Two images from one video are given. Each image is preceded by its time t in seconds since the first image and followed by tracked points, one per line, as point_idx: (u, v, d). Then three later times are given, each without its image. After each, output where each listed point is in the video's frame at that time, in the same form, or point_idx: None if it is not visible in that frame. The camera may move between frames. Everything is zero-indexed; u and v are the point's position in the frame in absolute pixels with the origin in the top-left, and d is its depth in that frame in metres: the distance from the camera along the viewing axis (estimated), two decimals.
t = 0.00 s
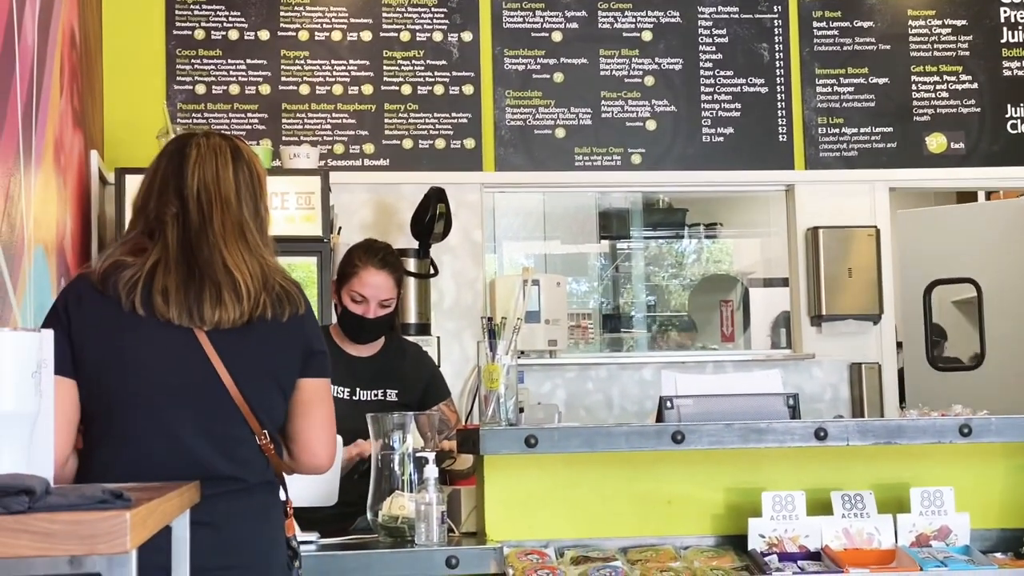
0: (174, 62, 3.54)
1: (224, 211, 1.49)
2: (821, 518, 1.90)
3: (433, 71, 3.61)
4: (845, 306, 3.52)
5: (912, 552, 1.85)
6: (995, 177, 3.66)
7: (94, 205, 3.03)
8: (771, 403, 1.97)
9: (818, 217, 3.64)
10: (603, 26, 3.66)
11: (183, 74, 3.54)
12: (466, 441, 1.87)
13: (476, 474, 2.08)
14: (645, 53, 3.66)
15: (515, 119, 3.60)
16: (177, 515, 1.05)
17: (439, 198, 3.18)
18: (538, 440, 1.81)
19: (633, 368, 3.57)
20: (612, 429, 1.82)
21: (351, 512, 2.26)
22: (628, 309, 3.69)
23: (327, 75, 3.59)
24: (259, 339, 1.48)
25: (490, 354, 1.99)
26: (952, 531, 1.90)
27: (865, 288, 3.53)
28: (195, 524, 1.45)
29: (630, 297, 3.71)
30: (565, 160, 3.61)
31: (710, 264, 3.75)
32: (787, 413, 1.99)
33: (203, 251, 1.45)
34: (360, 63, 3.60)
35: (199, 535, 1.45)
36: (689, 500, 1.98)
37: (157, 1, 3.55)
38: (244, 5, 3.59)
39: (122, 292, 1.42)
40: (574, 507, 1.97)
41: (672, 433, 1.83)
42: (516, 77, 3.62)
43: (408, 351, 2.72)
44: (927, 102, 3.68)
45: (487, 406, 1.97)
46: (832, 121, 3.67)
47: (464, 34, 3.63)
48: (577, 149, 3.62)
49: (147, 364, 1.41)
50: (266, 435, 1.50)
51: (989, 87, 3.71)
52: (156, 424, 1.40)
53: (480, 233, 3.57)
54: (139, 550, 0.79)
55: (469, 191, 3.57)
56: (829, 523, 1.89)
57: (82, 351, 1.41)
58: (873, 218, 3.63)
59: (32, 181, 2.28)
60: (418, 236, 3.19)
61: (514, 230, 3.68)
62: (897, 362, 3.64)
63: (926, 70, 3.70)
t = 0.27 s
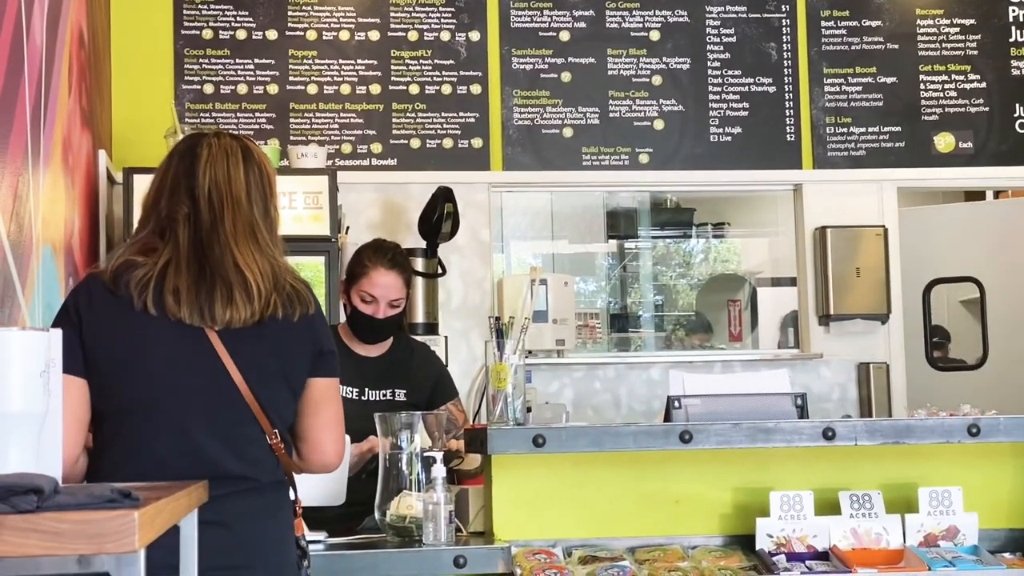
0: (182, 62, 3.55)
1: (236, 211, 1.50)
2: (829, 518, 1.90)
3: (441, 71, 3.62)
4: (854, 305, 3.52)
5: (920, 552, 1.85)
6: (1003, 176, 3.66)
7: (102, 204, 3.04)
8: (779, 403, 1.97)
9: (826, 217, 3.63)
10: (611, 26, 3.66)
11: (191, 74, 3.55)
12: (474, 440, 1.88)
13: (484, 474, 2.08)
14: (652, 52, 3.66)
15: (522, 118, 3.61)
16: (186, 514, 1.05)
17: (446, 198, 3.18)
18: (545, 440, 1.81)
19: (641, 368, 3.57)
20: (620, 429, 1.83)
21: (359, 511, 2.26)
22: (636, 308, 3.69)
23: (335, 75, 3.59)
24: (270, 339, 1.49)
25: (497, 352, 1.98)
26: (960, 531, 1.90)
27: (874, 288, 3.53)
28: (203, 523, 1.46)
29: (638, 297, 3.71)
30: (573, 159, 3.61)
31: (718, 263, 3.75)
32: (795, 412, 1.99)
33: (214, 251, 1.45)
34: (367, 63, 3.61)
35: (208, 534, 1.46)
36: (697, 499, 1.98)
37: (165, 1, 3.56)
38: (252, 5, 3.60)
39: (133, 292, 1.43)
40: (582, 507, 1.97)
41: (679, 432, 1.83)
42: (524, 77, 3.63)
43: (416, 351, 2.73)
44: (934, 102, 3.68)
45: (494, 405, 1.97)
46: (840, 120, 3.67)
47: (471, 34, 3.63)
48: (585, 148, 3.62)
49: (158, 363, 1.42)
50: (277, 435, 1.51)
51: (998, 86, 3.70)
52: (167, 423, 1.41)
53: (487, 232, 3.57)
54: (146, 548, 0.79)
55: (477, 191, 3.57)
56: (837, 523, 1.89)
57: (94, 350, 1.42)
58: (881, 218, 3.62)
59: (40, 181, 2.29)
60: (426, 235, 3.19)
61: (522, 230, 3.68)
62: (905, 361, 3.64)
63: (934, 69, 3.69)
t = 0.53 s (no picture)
0: (188, 64, 3.56)
1: (245, 214, 1.50)
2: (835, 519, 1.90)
3: (446, 72, 3.62)
4: (860, 306, 3.51)
5: (926, 553, 1.84)
6: (1009, 178, 3.65)
7: (108, 206, 3.05)
8: (785, 404, 1.97)
9: (832, 218, 3.63)
10: (616, 27, 3.67)
11: (197, 76, 3.56)
12: (480, 441, 1.88)
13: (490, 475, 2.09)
14: (658, 54, 3.67)
15: (528, 120, 3.61)
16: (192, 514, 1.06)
17: (452, 199, 3.20)
18: (551, 441, 1.81)
19: (647, 369, 3.57)
20: (626, 430, 1.83)
21: (365, 512, 2.27)
22: (642, 310, 3.69)
23: (341, 77, 3.60)
24: (277, 341, 1.50)
25: (503, 354, 1.99)
26: (966, 532, 1.90)
27: (880, 289, 3.52)
28: (209, 524, 1.46)
29: (643, 298, 3.71)
30: (579, 161, 3.61)
31: (724, 264, 3.76)
32: (801, 414, 1.98)
33: (223, 254, 1.46)
34: (373, 64, 3.62)
35: (214, 535, 1.46)
36: (703, 500, 1.98)
37: (171, 3, 3.58)
38: (258, 7, 3.61)
39: (142, 294, 1.44)
40: (588, 508, 1.97)
41: (685, 434, 1.83)
42: (529, 78, 3.63)
43: (423, 352, 2.73)
44: (940, 103, 3.68)
45: (500, 407, 1.98)
46: (846, 122, 3.66)
47: (477, 35, 3.64)
48: (590, 149, 3.62)
49: (166, 366, 1.42)
50: (284, 437, 1.51)
51: (1004, 87, 3.70)
52: (175, 426, 1.42)
53: (493, 234, 3.58)
54: (152, 550, 0.80)
55: (483, 192, 3.58)
56: (843, 524, 1.89)
57: (102, 353, 1.42)
58: (887, 219, 3.62)
59: (47, 184, 2.30)
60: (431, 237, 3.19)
61: (527, 231, 3.68)
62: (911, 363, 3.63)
63: (940, 70, 3.69)
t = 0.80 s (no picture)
0: (194, 67, 3.57)
1: (250, 217, 1.51)
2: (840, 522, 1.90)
3: (451, 75, 3.63)
4: (865, 309, 3.51)
5: (931, 556, 1.84)
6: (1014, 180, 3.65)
7: (113, 209, 3.06)
8: (790, 407, 1.97)
9: (837, 220, 3.62)
10: (621, 30, 3.67)
11: (202, 78, 3.57)
12: (485, 444, 1.89)
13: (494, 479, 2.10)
14: (663, 56, 3.67)
15: (533, 122, 3.62)
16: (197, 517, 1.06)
17: (456, 202, 3.21)
18: (556, 444, 1.81)
19: (652, 372, 3.56)
20: (630, 433, 1.83)
21: (370, 515, 2.27)
22: (646, 312, 3.70)
23: (346, 80, 3.61)
24: (281, 345, 1.50)
25: (509, 356, 1.99)
26: (972, 535, 1.90)
27: (886, 291, 3.51)
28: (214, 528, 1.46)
29: (649, 301, 3.71)
30: (584, 163, 3.62)
31: (729, 267, 3.76)
32: (806, 416, 1.98)
33: (227, 257, 1.47)
34: (378, 67, 3.62)
35: (219, 538, 1.46)
36: (707, 503, 1.98)
37: (177, 6, 3.59)
38: (264, 9, 3.62)
39: (146, 298, 1.44)
40: (592, 511, 1.97)
41: (690, 436, 1.83)
42: (534, 81, 3.64)
43: (429, 355, 2.73)
44: (945, 105, 3.68)
45: (505, 409, 1.98)
46: (851, 124, 3.66)
47: (482, 38, 3.65)
48: (595, 152, 3.62)
49: (170, 370, 1.43)
50: (288, 440, 1.52)
51: (1009, 90, 3.70)
52: (179, 430, 1.42)
53: (498, 236, 3.58)
54: (157, 552, 0.80)
55: (488, 195, 3.58)
56: (848, 527, 1.89)
57: (106, 358, 1.43)
58: (892, 222, 3.62)
59: (52, 187, 2.31)
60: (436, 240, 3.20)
61: (532, 234, 3.68)
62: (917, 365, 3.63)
63: (945, 72, 3.69)
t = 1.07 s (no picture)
0: (199, 71, 3.58)
1: (257, 221, 1.51)
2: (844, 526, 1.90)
3: (456, 79, 3.64)
4: (871, 312, 3.49)
5: (936, 560, 1.84)
6: (1019, 183, 3.65)
7: (118, 213, 3.07)
8: (794, 410, 1.97)
9: (841, 223, 3.62)
10: (625, 33, 3.67)
11: (207, 82, 3.58)
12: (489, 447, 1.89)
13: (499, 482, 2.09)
14: (667, 60, 3.67)
15: (537, 126, 3.62)
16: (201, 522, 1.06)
17: (460, 205, 3.20)
18: (560, 448, 1.81)
19: (656, 375, 3.56)
20: (635, 436, 1.83)
21: (374, 518, 2.27)
22: (651, 315, 3.71)
23: (350, 83, 3.62)
24: (284, 349, 1.50)
25: (513, 360, 1.99)
26: (976, 539, 1.90)
27: (890, 294, 3.51)
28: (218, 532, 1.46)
29: (652, 304, 3.73)
30: (588, 167, 3.62)
31: (734, 271, 3.78)
32: (811, 420, 1.98)
33: (232, 261, 1.47)
34: (382, 71, 3.63)
35: (223, 541, 1.46)
36: (711, 507, 1.98)
37: (182, 10, 3.60)
38: (268, 14, 3.63)
39: (149, 301, 1.45)
40: (596, 515, 1.97)
41: (695, 440, 1.83)
42: (539, 84, 3.64)
43: (434, 358, 2.73)
44: (950, 109, 3.68)
45: (509, 413, 1.98)
46: (855, 127, 3.66)
47: (486, 42, 3.65)
48: (599, 156, 3.62)
49: (173, 375, 1.43)
50: (291, 445, 1.52)
51: (1014, 93, 3.70)
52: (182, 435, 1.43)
53: (502, 239, 3.58)
54: (161, 556, 0.80)
55: (492, 198, 3.58)
56: (853, 531, 1.89)
57: (109, 362, 1.44)
58: (896, 225, 3.61)
59: (57, 191, 2.32)
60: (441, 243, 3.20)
61: (536, 237, 3.70)
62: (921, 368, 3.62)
63: (949, 76, 3.69)
